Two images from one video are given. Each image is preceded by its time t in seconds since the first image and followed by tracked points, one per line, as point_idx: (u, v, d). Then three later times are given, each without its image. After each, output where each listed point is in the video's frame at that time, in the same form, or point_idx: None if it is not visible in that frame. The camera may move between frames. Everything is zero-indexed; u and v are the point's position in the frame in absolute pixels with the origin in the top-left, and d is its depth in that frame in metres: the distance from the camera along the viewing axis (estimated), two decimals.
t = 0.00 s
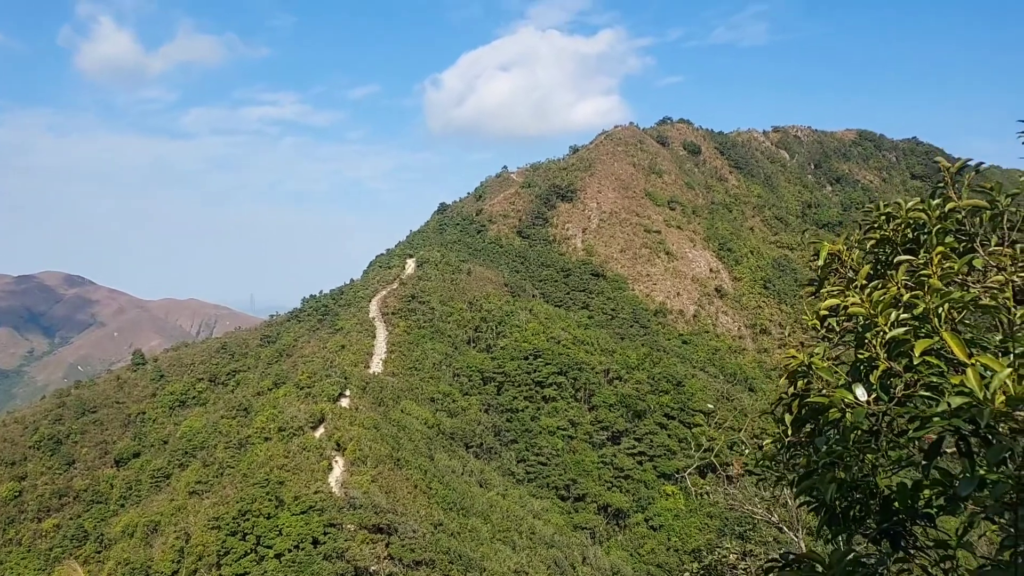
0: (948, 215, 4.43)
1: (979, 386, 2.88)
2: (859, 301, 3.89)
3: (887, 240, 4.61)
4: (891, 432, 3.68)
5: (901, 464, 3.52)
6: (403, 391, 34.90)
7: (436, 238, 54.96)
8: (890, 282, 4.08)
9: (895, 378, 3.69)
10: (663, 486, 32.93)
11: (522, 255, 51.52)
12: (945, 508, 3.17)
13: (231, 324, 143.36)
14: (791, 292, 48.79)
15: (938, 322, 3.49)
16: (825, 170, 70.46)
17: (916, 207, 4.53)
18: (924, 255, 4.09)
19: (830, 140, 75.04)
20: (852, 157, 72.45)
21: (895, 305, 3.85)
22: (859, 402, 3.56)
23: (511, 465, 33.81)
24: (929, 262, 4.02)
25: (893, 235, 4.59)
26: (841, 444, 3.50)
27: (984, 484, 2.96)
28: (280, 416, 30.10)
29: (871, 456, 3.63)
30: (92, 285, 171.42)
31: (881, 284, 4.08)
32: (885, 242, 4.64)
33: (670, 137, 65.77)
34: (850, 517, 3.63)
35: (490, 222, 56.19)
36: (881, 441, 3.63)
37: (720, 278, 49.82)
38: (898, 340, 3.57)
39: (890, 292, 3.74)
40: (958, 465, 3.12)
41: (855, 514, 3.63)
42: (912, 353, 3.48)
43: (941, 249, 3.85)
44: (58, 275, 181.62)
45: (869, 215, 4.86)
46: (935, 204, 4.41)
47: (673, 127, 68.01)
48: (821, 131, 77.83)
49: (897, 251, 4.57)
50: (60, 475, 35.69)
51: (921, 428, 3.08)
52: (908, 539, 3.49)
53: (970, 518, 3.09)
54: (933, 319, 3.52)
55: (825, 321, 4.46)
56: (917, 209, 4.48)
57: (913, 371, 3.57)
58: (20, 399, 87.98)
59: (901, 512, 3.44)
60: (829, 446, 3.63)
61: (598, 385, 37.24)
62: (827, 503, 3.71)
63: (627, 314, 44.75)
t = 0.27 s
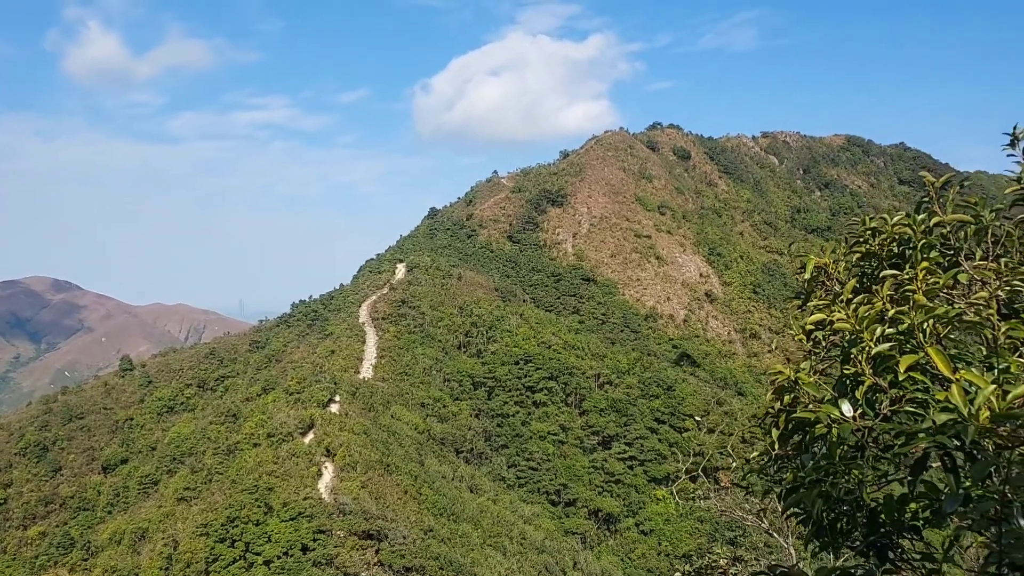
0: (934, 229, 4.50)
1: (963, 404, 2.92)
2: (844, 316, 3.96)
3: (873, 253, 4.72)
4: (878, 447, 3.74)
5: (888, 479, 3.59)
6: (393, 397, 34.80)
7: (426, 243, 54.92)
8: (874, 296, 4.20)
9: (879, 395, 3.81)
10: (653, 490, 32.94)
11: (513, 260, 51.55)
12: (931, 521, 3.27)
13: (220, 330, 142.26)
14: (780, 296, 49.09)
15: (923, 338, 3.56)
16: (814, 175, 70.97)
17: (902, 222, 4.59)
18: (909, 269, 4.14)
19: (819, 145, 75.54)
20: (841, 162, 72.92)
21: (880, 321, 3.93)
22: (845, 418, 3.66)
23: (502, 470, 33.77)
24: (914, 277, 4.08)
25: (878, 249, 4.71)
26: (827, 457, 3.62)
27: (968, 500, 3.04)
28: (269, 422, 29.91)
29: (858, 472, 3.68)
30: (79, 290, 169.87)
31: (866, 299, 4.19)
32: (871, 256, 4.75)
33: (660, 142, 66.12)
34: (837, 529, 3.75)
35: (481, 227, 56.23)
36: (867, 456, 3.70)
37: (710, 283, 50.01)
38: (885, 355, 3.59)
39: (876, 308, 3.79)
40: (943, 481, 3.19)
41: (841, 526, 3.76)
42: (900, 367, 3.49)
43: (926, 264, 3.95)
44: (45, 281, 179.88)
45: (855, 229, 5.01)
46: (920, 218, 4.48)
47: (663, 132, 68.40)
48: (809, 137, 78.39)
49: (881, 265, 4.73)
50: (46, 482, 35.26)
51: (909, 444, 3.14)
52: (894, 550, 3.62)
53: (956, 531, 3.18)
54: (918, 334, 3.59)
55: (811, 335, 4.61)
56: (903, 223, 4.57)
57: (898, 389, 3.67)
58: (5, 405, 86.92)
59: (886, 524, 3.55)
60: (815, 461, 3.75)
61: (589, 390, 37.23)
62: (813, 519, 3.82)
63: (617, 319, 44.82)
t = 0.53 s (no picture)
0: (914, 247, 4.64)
1: (946, 423, 3.02)
2: (826, 334, 4.05)
3: (855, 270, 4.87)
4: (858, 464, 3.82)
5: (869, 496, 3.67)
6: (378, 403, 34.63)
7: (412, 249, 54.84)
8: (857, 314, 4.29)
9: (861, 413, 3.84)
10: (639, 497, 32.97)
11: (499, 266, 51.59)
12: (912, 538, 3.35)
13: (204, 335, 140.80)
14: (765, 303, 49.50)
15: (905, 355, 3.66)
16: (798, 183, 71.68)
17: (882, 240, 4.71)
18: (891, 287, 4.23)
19: (803, 153, 76.28)
20: (825, 170, 73.53)
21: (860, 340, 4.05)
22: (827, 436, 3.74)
23: (488, 477, 33.67)
24: (896, 295, 4.17)
25: (860, 266, 4.85)
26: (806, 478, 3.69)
27: (949, 519, 3.11)
28: (252, 429, 29.62)
29: (838, 488, 3.77)
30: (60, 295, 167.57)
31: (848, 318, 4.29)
32: (853, 272, 4.90)
33: (646, 149, 66.56)
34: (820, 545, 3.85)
35: (467, 233, 56.25)
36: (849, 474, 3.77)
37: (695, 290, 50.32)
38: (865, 373, 3.69)
39: (857, 327, 3.88)
40: (926, 499, 3.27)
41: (824, 541, 3.86)
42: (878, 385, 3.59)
43: (907, 281, 4.06)
44: (28, 285, 177.23)
45: (835, 248, 5.14)
46: (902, 235, 4.60)
47: (649, 139, 68.87)
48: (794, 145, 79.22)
49: (863, 283, 4.86)
50: (25, 490, 34.65)
51: (888, 463, 3.19)
52: (876, 565, 3.72)
53: (935, 549, 3.28)
54: (899, 353, 3.69)
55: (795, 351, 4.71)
56: (884, 241, 4.70)
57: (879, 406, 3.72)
58: None
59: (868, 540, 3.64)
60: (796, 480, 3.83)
61: (575, 397, 37.26)
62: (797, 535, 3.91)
63: (603, 325, 44.91)
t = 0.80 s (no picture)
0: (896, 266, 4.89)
1: (926, 445, 3.24)
2: (810, 354, 4.22)
3: (839, 289, 5.11)
4: (841, 483, 3.99)
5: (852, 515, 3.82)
6: (364, 412, 34.45)
7: (399, 257, 54.75)
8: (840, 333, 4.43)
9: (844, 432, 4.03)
10: (626, 505, 32.96)
11: (486, 275, 51.58)
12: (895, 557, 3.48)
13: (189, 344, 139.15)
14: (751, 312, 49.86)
15: (887, 376, 3.85)
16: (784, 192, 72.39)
17: (864, 260, 4.95)
18: (873, 307, 4.44)
19: (789, 163, 77.00)
20: (810, 180, 74.26)
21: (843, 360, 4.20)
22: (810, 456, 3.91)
23: (474, 486, 33.55)
24: (876, 315, 4.40)
25: (844, 285, 5.09)
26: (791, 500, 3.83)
27: (931, 540, 3.24)
28: (237, 438, 29.33)
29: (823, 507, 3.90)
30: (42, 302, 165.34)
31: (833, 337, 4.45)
32: (836, 291, 5.14)
33: (633, 159, 67.01)
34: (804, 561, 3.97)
35: (454, 241, 56.27)
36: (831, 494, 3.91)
37: (682, 298, 50.62)
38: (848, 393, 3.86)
39: (841, 346, 4.06)
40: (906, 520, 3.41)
41: (808, 558, 4.00)
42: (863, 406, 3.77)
43: (888, 303, 4.25)
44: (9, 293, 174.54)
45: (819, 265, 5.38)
46: (884, 255, 4.85)
47: (636, 149, 69.35)
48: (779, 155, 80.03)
49: (847, 301, 5.10)
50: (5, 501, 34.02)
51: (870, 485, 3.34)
52: None
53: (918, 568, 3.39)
54: (882, 373, 3.87)
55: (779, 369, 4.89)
56: (866, 261, 4.95)
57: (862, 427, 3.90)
58: None
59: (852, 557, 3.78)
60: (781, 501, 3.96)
61: (562, 405, 37.28)
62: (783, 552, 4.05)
63: (591, 334, 45.01)
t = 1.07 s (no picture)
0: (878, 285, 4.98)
1: (909, 466, 3.27)
2: (792, 375, 4.31)
3: (821, 309, 5.21)
4: (824, 505, 4.01)
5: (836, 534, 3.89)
6: (350, 422, 34.24)
7: (385, 266, 54.60)
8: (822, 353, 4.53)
9: (826, 453, 4.11)
10: (613, 515, 32.89)
11: (473, 283, 51.58)
12: None
13: (173, 354, 137.53)
14: (736, 321, 50.24)
15: (869, 396, 3.94)
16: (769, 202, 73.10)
17: (847, 279, 5.04)
18: (855, 327, 4.56)
19: (774, 172, 77.74)
20: (795, 190, 74.92)
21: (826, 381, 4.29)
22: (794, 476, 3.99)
23: (461, 496, 33.38)
24: (859, 334, 4.53)
25: (827, 305, 5.18)
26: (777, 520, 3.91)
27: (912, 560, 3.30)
28: (221, 448, 28.99)
29: (807, 527, 3.97)
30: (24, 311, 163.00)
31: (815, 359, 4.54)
32: (820, 311, 5.24)
33: (619, 168, 67.50)
34: None
35: (441, 250, 56.22)
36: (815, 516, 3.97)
37: (668, 307, 50.86)
38: (829, 415, 3.93)
39: (823, 367, 4.13)
40: (890, 539, 3.47)
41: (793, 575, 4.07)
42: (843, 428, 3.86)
43: (871, 323, 4.38)
44: None
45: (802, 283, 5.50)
46: (867, 274, 4.94)
47: (623, 158, 69.85)
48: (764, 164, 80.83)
49: (829, 320, 5.20)
50: None
51: (854, 506, 3.39)
52: None
53: None
54: (864, 394, 3.97)
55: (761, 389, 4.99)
56: (849, 282, 5.01)
57: (844, 447, 3.99)
58: None
59: None
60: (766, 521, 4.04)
61: (549, 414, 37.22)
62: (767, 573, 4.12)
63: (577, 343, 45.07)
